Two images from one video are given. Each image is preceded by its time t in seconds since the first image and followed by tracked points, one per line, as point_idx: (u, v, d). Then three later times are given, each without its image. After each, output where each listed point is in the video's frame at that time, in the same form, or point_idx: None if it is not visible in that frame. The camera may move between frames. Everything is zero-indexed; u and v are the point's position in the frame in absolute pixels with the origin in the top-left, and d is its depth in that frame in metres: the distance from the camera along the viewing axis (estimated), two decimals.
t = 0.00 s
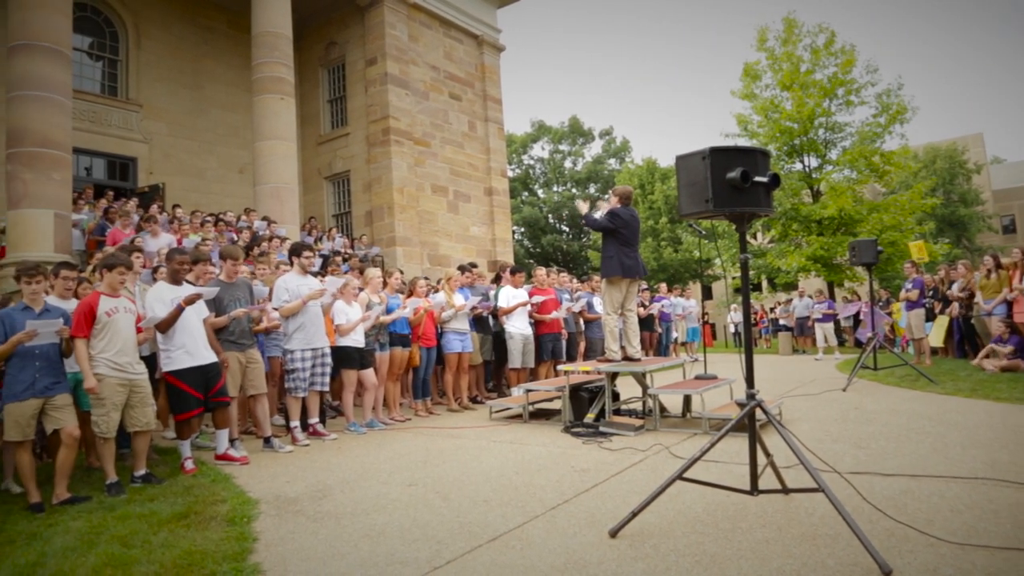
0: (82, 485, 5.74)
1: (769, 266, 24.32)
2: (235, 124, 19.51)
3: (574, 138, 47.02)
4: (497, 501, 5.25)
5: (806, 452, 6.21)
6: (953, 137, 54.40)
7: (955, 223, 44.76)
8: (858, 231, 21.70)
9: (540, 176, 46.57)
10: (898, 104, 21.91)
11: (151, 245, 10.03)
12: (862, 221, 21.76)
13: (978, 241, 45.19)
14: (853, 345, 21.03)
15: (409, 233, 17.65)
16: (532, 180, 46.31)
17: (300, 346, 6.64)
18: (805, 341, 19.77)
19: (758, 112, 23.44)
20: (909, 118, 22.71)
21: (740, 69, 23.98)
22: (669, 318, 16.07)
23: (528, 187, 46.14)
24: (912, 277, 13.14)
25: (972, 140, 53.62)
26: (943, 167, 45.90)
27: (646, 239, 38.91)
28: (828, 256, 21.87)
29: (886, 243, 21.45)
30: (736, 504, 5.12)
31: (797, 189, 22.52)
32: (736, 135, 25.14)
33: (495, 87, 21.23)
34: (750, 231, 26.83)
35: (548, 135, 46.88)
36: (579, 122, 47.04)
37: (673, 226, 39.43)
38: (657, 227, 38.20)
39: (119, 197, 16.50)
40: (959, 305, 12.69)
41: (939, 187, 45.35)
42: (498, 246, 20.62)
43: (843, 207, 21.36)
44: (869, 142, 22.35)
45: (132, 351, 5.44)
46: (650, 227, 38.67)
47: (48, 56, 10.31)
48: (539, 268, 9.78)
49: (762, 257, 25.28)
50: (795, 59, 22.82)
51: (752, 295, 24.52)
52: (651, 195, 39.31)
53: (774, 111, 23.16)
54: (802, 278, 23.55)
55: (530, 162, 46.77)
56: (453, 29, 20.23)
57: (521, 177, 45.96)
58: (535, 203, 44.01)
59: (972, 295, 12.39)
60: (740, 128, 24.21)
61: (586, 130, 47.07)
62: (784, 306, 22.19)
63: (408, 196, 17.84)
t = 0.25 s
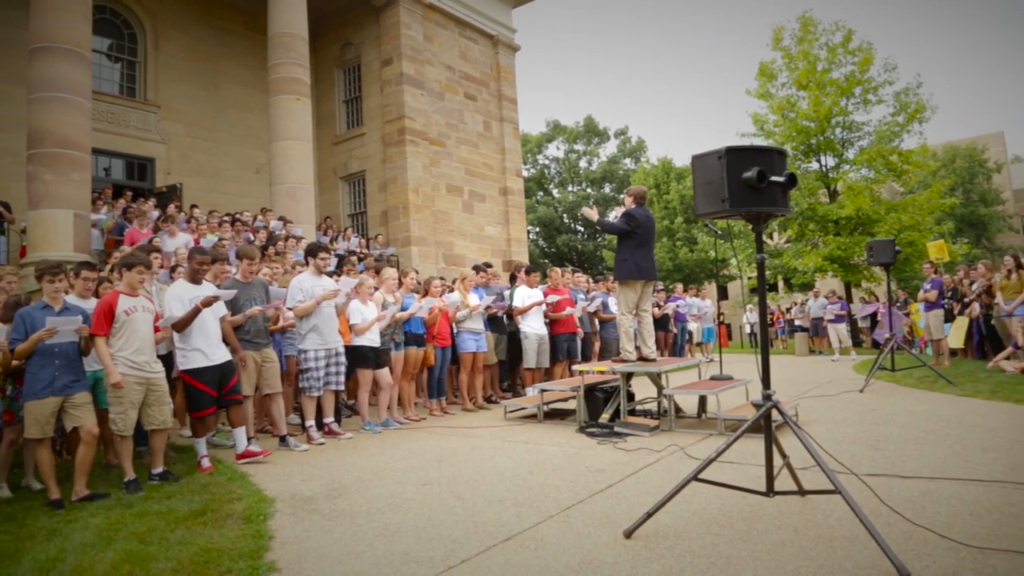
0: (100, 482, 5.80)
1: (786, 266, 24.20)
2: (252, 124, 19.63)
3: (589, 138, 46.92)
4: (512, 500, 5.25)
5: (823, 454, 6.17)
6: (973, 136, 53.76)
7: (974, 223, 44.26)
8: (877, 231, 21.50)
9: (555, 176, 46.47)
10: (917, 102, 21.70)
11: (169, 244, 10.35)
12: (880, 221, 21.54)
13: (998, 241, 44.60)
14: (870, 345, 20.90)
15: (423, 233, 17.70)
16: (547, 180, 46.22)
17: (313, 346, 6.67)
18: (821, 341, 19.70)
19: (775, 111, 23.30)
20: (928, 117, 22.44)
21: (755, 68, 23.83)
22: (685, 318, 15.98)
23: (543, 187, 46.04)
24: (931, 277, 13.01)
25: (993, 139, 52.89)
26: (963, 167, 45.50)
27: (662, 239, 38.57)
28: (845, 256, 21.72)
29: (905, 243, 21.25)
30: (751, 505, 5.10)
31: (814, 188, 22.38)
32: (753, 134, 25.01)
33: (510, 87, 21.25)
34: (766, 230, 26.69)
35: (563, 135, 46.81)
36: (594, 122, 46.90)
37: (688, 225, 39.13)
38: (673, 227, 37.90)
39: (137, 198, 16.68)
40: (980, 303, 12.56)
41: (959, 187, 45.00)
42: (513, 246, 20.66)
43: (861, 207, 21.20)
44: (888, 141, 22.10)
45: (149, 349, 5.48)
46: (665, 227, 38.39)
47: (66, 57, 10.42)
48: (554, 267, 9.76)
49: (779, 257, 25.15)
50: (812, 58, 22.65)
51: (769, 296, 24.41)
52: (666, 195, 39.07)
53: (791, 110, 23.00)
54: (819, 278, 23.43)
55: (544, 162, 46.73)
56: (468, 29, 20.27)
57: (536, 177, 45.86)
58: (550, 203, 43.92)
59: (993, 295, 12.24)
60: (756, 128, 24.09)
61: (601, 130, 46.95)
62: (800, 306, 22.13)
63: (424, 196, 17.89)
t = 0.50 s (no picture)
0: (119, 479, 5.86)
1: (803, 266, 24.06)
2: (269, 125, 19.77)
3: (605, 138, 46.80)
4: (527, 500, 5.26)
5: (841, 456, 6.12)
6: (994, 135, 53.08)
7: (995, 223, 43.68)
8: (896, 231, 21.29)
9: (571, 176, 46.37)
10: (936, 101, 21.47)
11: (188, 244, 10.33)
12: (899, 221, 21.31)
13: (1021, 241, 43.93)
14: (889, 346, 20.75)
15: (439, 233, 17.77)
16: (563, 180, 46.14)
17: (328, 345, 6.71)
18: (838, 342, 19.57)
19: (792, 111, 23.18)
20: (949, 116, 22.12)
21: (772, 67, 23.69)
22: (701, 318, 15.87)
23: (558, 186, 45.84)
24: (951, 277, 12.87)
25: (1015, 138, 52.11)
26: (984, 166, 44.98)
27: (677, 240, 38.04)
28: (864, 256, 21.56)
29: (923, 243, 21.04)
30: (769, 507, 5.07)
31: (831, 188, 22.22)
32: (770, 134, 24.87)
33: (526, 87, 21.31)
34: (784, 230, 26.49)
35: (579, 134, 46.71)
36: (610, 121, 46.77)
37: (707, 225, 38.19)
38: (689, 227, 37.64)
39: (156, 198, 16.80)
40: (1002, 304, 12.40)
41: (979, 186, 44.52)
42: (529, 246, 20.71)
43: (879, 206, 21.02)
44: (906, 140, 21.69)
45: (167, 348, 5.53)
46: (682, 226, 37.97)
47: (85, 59, 10.51)
48: (571, 267, 9.76)
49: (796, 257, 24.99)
50: (829, 57, 22.48)
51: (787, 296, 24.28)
52: (682, 194, 38.82)
53: (809, 109, 22.84)
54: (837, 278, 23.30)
55: (560, 162, 46.66)
56: (483, 29, 20.32)
57: (551, 177, 45.64)
58: (566, 202, 43.80)
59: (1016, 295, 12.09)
60: (773, 127, 23.98)
61: (617, 130, 46.80)
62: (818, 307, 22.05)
63: (439, 195, 17.96)
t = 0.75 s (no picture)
0: (143, 475, 5.94)
1: (826, 267, 23.89)
2: (291, 125, 19.91)
3: (625, 137, 46.66)
4: (547, 500, 5.25)
5: (864, 459, 6.05)
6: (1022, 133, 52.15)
7: None
8: (920, 231, 21.01)
9: (591, 175, 46.29)
10: (962, 98, 21.17)
11: (211, 242, 10.63)
12: (923, 221, 21.04)
13: None
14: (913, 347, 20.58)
15: (459, 233, 17.84)
16: (583, 180, 46.09)
17: (349, 345, 6.75)
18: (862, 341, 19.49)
19: (814, 110, 23.03)
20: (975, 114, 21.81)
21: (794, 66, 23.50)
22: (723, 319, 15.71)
23: (579, 186, 45.94)
24: (977, 277, 12.70)
25: None
26: (1013, 165, 44.29)
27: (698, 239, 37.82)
28: (887, 256, 21.35)
29: (948, 243, 20.81)
30: (791, 509, 5.03)
31: (854, 188, 22.04)
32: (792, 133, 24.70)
33: (545, 86, 21.34)
34: (806, 230, 26.27)
35: (599, 134, 46.64)
36: (630, 120, 46.61)
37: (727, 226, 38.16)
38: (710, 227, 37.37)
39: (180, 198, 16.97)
40: None
41: (1006, 185, 43.91)
42: (549, 246, 20.77)
43: (903, 206, 20.82)
44: (931, 139, 21.35)
45: (189, 347, 5.59)
46: (702, 226, 37.64)
47: (110, 60, 10.64)
48: (592, 267, 9.72)
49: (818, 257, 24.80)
50: (852, 55, 22.24)
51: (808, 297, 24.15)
52: (703, 194, 38.53)
53: (831, 108, 22.63)
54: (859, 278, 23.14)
55: (580, 162, 46.58)
56: (504, 29, 20.37)
57: (571, 177, 45.77)
58: (586, 202, 43.72)
59: None
60: (795, 126, 23.83)
61: (637, 129, 46.62)
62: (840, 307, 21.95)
63: (459, 196, 18.05)
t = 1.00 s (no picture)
0: (163, 473, 6.00)
1: (845, 267, 23.73)
2: (309, 126, 20.04)
3: (643, 136, 46.52)
4: (563, 500, 5.26)
5: (884, 461, 6.00)
6: None
7: None
8: (942, 231, 20.75)
9: (608, 175, 46.20)
10: (985, 96, 20.94)
11: (230, 243, 10.60)
12: (945, 221, 20.78)
13: None
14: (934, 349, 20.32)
15: (477, 233, 17.87)
16: (600, 180, 46.03)
17: (366, 344, 6.78)
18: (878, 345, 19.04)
19: (833, 109, 22.91)
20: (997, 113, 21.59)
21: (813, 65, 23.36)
22: (740, 320, 15.63)
23: (596, 186, 45.92)
24: (1001, 278, 12.57)
25: None
26: None
27: (716, 239, 37.72)
28: (909, 257, 21.13)
29: (970, 243, 20.53)
30: (809, 511, 4.99)
31: (875, 188, 21.88)
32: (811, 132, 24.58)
33: (563, 86, 21.40)
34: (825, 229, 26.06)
35: (616, 134, 46.55)
36: (647, 120, 46.47)
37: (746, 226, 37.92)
38: (728, 226, 37.15)
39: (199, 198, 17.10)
40: None
41: None
42: (566, 246, 20.79)
43: (924, 206, 20.54)
44: (953, 137, 21.10)
45: (208, 346, 5.66)
46: (720, 226, 37.48)
47: (132, 62, 10.76)
48: (612, 266, 9.68)
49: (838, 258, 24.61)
50: (872, 54, 22.04)
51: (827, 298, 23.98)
52: (721, 193, 38.33)
53: (850, 107, 22.49)
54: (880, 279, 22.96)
55: (598, 162, 46.49)
56: (521, 29, 20.43)
57: (589, 176, 45.77)
58: (604, 202, 43.62)
59: None
60: (814, 125, 23.71)
61: (655, 128, 46.43)
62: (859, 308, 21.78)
63: (477, 195, 18.09)
